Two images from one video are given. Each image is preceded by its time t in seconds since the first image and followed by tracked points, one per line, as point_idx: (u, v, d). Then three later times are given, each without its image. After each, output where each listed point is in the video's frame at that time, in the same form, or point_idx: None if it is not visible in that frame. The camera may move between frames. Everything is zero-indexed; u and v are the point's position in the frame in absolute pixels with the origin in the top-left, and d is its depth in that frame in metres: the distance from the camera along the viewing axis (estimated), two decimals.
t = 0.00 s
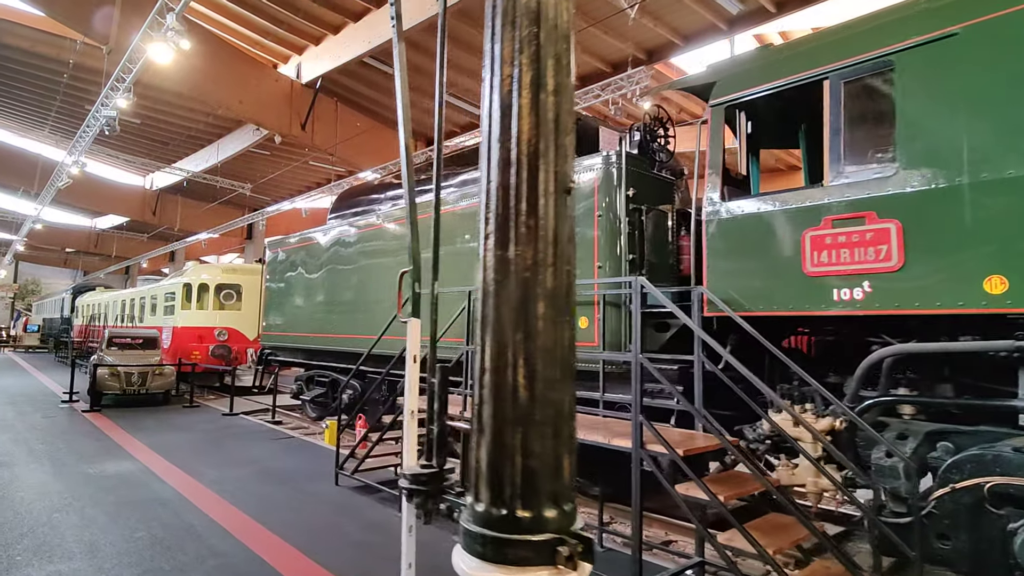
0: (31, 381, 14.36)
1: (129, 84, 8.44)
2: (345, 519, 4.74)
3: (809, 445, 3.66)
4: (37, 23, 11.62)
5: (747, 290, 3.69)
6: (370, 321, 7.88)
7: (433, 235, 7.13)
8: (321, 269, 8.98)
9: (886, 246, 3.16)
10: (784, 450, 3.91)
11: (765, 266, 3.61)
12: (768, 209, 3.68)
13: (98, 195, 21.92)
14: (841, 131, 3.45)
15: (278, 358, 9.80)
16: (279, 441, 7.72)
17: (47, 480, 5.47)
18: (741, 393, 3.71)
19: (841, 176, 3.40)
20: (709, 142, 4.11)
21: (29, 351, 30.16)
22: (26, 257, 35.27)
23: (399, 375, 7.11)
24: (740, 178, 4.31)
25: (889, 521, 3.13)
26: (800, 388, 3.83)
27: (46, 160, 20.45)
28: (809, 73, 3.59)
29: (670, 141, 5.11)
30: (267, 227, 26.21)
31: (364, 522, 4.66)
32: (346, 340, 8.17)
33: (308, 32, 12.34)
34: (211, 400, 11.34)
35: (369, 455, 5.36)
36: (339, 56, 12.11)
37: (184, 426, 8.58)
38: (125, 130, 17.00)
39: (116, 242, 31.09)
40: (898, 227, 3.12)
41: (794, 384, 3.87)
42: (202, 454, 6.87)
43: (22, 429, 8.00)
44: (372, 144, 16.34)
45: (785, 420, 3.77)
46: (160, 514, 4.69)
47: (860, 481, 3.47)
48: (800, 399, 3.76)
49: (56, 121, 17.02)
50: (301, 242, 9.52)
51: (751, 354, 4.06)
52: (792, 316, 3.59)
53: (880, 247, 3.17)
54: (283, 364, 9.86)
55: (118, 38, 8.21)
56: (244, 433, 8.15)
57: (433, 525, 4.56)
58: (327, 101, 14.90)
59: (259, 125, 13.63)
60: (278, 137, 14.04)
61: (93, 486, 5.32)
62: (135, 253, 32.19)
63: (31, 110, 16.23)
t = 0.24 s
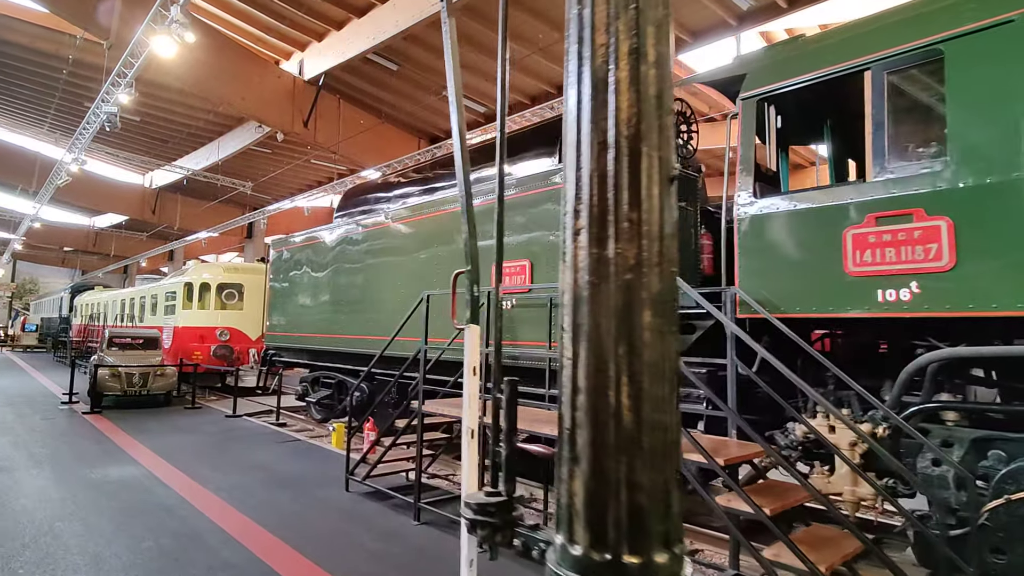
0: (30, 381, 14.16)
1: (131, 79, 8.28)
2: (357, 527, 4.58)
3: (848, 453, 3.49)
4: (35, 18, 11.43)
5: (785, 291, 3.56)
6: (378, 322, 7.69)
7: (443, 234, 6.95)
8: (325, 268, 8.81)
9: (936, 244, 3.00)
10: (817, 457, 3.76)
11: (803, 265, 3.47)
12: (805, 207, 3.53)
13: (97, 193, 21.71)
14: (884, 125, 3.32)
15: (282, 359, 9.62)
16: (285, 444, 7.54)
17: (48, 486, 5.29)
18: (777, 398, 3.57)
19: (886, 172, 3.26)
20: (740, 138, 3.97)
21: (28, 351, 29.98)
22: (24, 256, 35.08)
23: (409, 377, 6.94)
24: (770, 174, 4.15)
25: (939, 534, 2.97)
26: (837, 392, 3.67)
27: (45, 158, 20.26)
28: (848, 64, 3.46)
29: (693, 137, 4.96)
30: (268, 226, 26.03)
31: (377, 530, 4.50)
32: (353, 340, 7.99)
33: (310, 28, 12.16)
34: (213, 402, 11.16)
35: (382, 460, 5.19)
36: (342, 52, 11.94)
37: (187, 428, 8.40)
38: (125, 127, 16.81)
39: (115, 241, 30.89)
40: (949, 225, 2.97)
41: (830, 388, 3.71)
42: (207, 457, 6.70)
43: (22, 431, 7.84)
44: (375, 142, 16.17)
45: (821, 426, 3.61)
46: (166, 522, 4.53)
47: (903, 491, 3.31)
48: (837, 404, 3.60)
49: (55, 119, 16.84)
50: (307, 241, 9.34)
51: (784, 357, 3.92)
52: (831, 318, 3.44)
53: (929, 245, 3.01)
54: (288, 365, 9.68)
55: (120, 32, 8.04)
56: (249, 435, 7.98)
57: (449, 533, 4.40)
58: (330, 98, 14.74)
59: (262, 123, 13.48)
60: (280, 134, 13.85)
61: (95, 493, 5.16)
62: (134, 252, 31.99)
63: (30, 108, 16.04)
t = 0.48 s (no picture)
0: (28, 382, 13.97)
1: (132, 72, 8.11)
2: (370, 531, 4.44)
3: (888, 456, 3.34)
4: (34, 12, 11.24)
5: (821, 284, 3.38)
6: (384, 321, 7.51)
7: (452, 230, 6.76)
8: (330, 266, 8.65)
9: (986, 239, 2.86)
10: (852, 460, 3.61)
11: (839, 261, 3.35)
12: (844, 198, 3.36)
13: (96, 191, 21.49)
14: (929, 113, 3.22)
15: (286, 358, 9.46)
16: (289, 445, 7.38)
17: (49, 490, 5.13)
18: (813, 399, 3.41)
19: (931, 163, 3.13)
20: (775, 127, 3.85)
21: (25, 350, 29.71)
22: (21, 255, 34.77)
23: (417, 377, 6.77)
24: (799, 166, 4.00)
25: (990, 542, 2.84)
26: (873, 393, 3.52)
27: (43, 155, 20.03)
28: (886, 51, 3.38)
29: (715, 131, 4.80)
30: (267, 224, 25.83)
31: (391, 534, 4.36)
32: (359, 339, 7.82)
33: (314, 23, 12.00)
34: (215, 402, 10.99)
35: (393, 462, 5.04)
36: (345, 48, 11.78)
37: (189, 429, 8.24)
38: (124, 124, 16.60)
39: (113, 240, 30.62)
40: (1001, 218, 2.83)
41: (866, 389, 3.57)
42: (211, 459, 6.55)
43: (20, 432, 7.66)
44: (377, 140, 16.01)
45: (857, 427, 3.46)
46: (173, 527, 4.38)
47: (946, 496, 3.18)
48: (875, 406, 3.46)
49: (53, 116, 16.63)
50: (310, 239, 9.12)
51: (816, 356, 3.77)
52: (870, 315, 3.30)
53: (980, 239, 2.87)
54: (291, 365, 9.51)
55: (120, 24, 7.85)
56: (253, 437, 7.82)
57: (465, 538, 4.26)
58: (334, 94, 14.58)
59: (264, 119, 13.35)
60: (282, 131, 13.69)
61: (98, 496, 5.00)
62: (132, 251, 31.72)
63: (27, 104, 15.83)
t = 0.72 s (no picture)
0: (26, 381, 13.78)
1: (134, 65, 7.91)
2: (384, 538, 4.28)
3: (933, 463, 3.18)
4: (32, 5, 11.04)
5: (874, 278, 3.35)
6: (391, 319, 7.31)
7: (461, 226, 6.57)
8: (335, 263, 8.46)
9: None
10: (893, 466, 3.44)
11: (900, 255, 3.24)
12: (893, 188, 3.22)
13: (94, 188, 21.27)
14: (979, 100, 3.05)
15: (290, 358, 9.28)
16: (295, 447, 7.21)
17: (49, 494, 4.96)
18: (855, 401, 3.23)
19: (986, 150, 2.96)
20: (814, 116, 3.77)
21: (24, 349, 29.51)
22: (19, 253, 34.54)
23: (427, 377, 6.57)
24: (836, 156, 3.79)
25: None
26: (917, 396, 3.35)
27: (41, 152, 19.81)
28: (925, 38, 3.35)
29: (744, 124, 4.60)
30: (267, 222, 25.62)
31: (405, 542, 4.20)
32: (365, 338, 7.63)
33: (316, 17, 11.81)
34: (217, 402, 10.82)
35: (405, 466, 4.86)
36: (348, 42, 11.59)
37: (192, 430, 8.06)
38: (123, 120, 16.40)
39: (112, 238, 30.40)
40: None
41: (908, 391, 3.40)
42: (215, 461, 6.38)
43: (19, 433, 7.49)
44: (380, 136, 15.80)
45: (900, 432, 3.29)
46: (178, 534, 4.22)
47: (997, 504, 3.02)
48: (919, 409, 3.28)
49: (51, 112, 16.42)
50: (315, 236, 8.90)
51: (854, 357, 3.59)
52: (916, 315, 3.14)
53: None
54: (295, 364, 9.33)
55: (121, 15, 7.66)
56: (258, 437, 7.65)
57: (483, 545, 4.10)
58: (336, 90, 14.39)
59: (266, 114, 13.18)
60: (284, 127, 13.49)
61: (100, 501, 4.84)
62: (131, 249, 31.50)
63: (25, 100, 15.62)
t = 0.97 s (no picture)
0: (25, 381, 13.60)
1: (135, 58, 7.75)
2: (397, 546, 4.13)
3: (976, 468, 3.04)
4: None
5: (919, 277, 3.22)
6: (398, 319, 7.13)
7: (472, 224, 6.32)
8: (340, 261, 8.29)
9: None
10: (935, 472, 3.29)
11: (926, 252, 3.19)
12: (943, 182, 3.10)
13: (93, 186, 21.07)
14: None
15: (294, 358, 9.12)
16: (301, 449, 7.04)
17: (50, 500, 4.80)
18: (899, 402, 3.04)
19: None
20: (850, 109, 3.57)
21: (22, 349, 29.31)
22: (17, 252, 34.30)
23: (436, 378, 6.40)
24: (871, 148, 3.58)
25: None
26: (960, 401, 3.19)
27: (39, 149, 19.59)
28: (969, 25, 3.20)
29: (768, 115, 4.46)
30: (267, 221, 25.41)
31: (420, 549, 4.05)
32: (371, 338, 7.45)
33: (319, 12, 11.65)
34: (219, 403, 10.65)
35: (418, 470, 4.70)
36: (351, 37, 11.42)
37: (195, 432, 7.90)
38: (122, 117, 16.20)
39: (110, 236, 30.16)
40: None
41: (949, 395, 3.25)
42: (220, 463, 6.22)
43: (18, 435, 7.31)
44: (382, 133, 15.61)
45: (938, 436, 3.15)
46: (185, 542, 4.06)
47: None
48: (963, 414, 3.14)
49: (49, 109, 16.21)
50: (321, 233, 8.72)
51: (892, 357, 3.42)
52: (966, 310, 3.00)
53: None
54: (299, 364, 9.16)
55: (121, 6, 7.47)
56: (262, 439, 7.48)
57: (502, 552, 3.95)
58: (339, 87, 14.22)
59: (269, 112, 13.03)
60: (287, 124, 13.32)
61: (102, 506, 4.68)
62: (130, 248, 31.26)
63: (23, 97, 15.41)
